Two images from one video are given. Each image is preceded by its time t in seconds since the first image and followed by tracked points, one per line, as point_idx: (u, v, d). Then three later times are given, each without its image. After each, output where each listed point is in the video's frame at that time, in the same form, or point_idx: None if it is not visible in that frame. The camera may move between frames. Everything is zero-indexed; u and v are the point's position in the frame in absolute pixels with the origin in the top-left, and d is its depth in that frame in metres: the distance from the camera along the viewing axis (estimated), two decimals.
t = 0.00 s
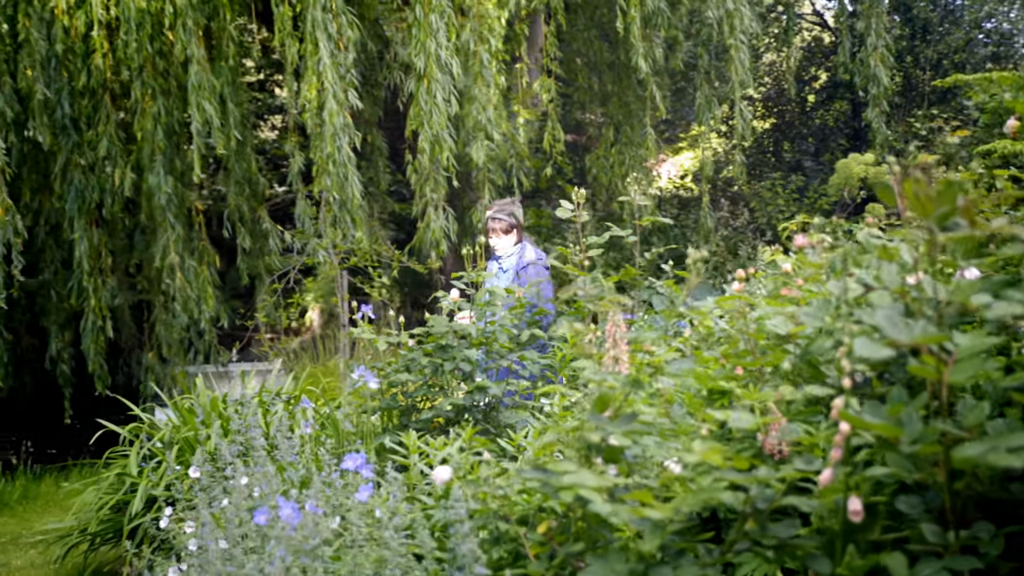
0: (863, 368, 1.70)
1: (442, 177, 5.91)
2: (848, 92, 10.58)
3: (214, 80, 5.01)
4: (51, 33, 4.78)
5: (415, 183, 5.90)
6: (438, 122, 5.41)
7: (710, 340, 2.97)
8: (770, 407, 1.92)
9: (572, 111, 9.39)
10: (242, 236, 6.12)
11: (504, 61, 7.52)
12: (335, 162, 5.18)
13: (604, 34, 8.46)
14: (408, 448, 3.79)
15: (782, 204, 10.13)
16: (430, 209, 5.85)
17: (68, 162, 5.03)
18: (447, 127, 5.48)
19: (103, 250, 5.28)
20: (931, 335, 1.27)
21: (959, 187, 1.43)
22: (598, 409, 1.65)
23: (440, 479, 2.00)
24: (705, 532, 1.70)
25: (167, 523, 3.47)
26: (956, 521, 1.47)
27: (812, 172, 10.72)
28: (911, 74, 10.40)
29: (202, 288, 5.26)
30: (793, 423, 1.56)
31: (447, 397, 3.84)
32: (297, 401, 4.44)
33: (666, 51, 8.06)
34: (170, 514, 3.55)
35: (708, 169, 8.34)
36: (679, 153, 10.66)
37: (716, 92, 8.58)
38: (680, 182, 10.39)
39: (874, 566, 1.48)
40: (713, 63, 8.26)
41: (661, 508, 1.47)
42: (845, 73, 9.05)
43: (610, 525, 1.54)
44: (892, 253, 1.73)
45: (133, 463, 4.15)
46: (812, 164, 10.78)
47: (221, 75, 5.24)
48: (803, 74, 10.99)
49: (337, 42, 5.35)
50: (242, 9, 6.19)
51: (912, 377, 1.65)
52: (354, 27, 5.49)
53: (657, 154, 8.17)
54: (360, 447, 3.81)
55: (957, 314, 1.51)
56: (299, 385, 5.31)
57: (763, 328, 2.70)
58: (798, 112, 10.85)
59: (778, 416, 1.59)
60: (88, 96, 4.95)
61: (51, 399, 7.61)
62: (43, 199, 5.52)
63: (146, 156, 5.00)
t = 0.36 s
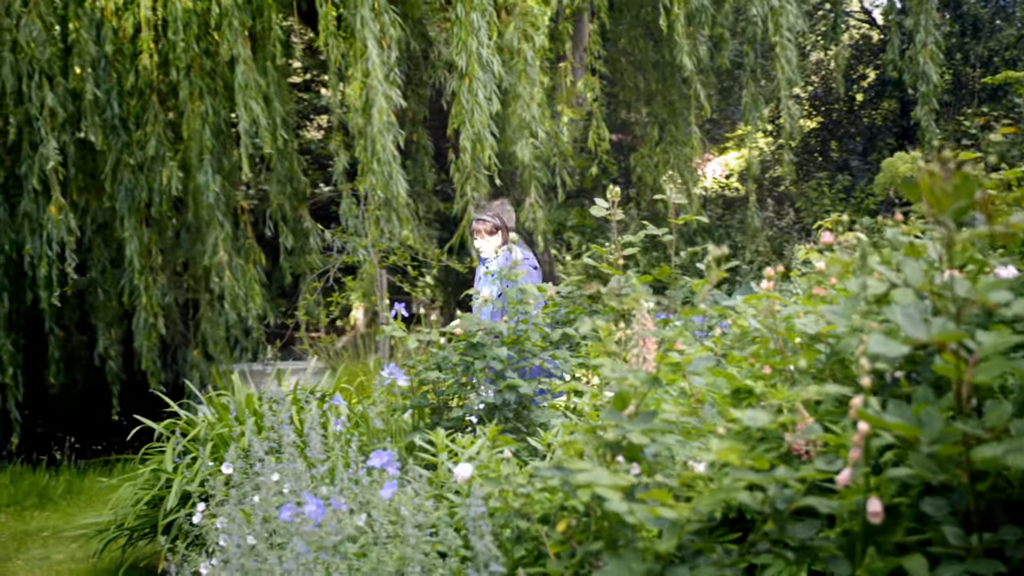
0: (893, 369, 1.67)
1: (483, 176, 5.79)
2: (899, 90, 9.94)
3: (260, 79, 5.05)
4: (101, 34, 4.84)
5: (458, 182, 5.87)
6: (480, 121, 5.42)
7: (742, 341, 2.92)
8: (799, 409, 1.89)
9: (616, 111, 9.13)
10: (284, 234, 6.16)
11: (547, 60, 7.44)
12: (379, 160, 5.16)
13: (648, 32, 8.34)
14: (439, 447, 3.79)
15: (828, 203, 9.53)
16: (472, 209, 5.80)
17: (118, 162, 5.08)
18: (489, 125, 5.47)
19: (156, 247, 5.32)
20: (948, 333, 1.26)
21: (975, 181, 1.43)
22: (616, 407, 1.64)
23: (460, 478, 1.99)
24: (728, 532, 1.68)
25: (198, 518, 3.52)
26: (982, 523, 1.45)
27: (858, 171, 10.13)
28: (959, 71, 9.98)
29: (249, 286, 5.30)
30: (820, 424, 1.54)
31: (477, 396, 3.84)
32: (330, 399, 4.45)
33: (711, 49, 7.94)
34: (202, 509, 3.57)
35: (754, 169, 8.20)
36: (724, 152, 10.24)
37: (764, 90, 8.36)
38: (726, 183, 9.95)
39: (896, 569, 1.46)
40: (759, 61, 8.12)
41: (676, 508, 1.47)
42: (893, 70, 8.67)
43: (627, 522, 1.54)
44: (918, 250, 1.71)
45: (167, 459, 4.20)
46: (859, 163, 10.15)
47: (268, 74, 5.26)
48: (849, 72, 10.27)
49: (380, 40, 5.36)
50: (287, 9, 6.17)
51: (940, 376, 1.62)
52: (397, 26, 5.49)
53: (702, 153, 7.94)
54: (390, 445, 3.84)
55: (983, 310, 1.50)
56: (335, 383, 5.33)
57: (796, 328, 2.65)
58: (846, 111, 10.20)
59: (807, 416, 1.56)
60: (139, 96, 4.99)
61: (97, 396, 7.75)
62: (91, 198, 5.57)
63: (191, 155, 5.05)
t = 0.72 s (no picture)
0: (931, 367, 1.66)
1: (530, 174, 5.75)
2: (955, 88, 9.72)
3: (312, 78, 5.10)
4: (157, 34, 4.92)
5: (505, 179, 5.84)
6: (527, 119, 5.41)
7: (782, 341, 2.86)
8: (833, 409, 1.87)
9: (665, 110, 9.03)
10: (331, 233, 6.18)
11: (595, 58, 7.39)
12: (430, 158, 5.18)
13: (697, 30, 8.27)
14: (474, 444, 3.78)
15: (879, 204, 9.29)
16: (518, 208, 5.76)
17: (173, 161, 5.14)
18: (536, 123, 5.46)
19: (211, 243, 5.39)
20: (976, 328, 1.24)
21: (1005, 175, 1.41)
22: (643, 404, 1.62)
23: (487, 474, 1.98)
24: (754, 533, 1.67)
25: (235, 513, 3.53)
26: (1020, 529, 1.42)
27: (913, 171, 9.90)
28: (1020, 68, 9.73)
29: (300, 284, 5.34)
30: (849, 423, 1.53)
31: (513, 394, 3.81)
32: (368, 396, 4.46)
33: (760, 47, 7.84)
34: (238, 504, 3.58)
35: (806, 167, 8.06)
36: (774, 150, 10.03)
37: (817, 87, 8.18)
38: (776, 182, 9.77)
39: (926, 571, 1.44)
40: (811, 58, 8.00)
41: (700, 507, 1.46)
42: (949, 68, 8.42)
43: (650, 522, 1.54)
44: (957, 245, 1.67)
45: (206, 455, 4.25)
46: (914, 163, 9.91)
47: (319, 73, 5.30)
48: (904, 69, 10.01)
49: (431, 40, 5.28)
50: (337, 8, 6.17)
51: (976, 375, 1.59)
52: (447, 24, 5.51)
53: (752, 152, 7.79)
54: (425, 443, 3.82)
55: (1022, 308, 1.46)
56: (374, 380, 5.34)
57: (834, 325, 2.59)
58: (900, 110, 9.98)
59: (840, 416, 1.54)
60: (192, 96, 5.06)
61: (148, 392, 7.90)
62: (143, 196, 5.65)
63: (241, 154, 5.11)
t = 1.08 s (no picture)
0: (972, 368, 1.64)
1: (580, 173, 5.73)
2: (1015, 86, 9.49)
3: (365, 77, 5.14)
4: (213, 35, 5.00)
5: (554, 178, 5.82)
6: (577, 117, 5.39)
7: (823, 341, 2.83)
8: (869, 408, 1.85)
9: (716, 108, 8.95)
10: (381, 232, 6.21)
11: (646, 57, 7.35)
12: (485, 157, 5.19)
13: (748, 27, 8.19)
14: (511, 442, 3.78)
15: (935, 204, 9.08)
16: (567, 206, 5.74)
17: (229, 160, 5.22)
18: (586, 122, 5.44)
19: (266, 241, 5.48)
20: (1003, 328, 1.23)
21: None
22: (669, 403, 1.61)
23: (515, 473, 1.97)
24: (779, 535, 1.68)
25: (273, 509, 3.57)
26: None
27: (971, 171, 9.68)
28: None
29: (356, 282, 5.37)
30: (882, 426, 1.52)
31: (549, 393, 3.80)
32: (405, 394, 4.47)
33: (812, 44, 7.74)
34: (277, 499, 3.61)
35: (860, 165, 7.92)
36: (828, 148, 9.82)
37: (872, 84, 8.01)
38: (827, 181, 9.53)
39: None
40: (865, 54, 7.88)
41: (724, 508, 1.45)
42: (1009, 64, 8.19)
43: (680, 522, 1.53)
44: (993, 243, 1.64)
45: (247, 451, 4.30)
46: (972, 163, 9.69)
47: (370, 73, 5.34)
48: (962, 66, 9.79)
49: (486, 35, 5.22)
50: (388, 7, 6.17)
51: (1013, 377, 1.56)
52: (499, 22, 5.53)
53: (804, 150, 7.67)
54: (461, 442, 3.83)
55: None
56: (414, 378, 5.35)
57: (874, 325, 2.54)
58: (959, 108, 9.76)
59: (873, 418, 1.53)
60: (246, 96, 5.13)
61: (199, 389, 8.02)
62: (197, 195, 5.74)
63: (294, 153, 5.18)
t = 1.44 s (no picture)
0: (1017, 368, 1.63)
1: (632, 172, 5.70)
2: None
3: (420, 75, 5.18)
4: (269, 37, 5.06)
5: (606, 177, 5.78)
6: (629, 116, 5.37)
7: (867, 341, 2.77)
8: (906, 412, 1.83)
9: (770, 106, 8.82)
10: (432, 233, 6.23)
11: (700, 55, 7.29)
12: (540, 155, 5.16)
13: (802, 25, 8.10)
14: (548, 441, 3.76)
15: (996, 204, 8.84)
16: (618, 205, 5.74)
17: (285, 160, 5.29)
18: (639, 120, 5.41)
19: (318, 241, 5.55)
20: None
21: None
22: (695, 405, 1.62)
23: (543, 473, 1.97)
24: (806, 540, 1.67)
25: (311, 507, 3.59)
26: None
27: None
28: None
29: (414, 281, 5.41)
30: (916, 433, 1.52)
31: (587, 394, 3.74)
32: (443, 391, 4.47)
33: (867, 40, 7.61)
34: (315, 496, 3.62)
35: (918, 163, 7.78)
36: (884, 148, 9.46)
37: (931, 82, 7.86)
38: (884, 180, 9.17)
39: None
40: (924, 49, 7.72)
41: (745, 512, 1.47)
42: None
43: (716, 522, 1.53)
44: None
45: (288, 449, 4.35)
46: None
47: (424, 73, 5.38)
48: None
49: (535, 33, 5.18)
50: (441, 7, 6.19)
51: None
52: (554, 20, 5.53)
53: (860, 148, 7.56)
54: (496, 443, 3.84)
55: None
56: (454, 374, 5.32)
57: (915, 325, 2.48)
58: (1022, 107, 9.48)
59: (908, 428, 1.53)
60: (302, 96, 5.21)
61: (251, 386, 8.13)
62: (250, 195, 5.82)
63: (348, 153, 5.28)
